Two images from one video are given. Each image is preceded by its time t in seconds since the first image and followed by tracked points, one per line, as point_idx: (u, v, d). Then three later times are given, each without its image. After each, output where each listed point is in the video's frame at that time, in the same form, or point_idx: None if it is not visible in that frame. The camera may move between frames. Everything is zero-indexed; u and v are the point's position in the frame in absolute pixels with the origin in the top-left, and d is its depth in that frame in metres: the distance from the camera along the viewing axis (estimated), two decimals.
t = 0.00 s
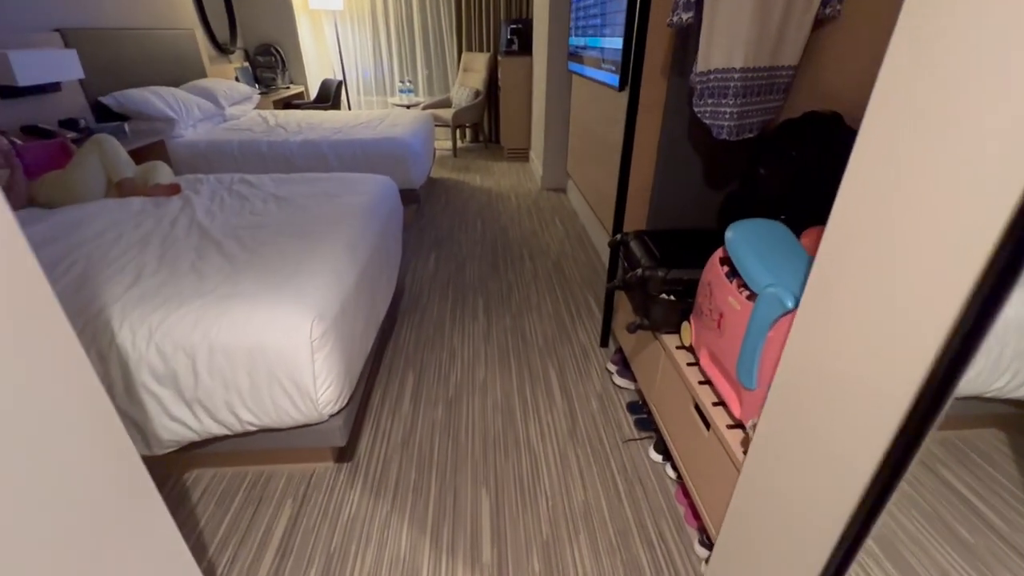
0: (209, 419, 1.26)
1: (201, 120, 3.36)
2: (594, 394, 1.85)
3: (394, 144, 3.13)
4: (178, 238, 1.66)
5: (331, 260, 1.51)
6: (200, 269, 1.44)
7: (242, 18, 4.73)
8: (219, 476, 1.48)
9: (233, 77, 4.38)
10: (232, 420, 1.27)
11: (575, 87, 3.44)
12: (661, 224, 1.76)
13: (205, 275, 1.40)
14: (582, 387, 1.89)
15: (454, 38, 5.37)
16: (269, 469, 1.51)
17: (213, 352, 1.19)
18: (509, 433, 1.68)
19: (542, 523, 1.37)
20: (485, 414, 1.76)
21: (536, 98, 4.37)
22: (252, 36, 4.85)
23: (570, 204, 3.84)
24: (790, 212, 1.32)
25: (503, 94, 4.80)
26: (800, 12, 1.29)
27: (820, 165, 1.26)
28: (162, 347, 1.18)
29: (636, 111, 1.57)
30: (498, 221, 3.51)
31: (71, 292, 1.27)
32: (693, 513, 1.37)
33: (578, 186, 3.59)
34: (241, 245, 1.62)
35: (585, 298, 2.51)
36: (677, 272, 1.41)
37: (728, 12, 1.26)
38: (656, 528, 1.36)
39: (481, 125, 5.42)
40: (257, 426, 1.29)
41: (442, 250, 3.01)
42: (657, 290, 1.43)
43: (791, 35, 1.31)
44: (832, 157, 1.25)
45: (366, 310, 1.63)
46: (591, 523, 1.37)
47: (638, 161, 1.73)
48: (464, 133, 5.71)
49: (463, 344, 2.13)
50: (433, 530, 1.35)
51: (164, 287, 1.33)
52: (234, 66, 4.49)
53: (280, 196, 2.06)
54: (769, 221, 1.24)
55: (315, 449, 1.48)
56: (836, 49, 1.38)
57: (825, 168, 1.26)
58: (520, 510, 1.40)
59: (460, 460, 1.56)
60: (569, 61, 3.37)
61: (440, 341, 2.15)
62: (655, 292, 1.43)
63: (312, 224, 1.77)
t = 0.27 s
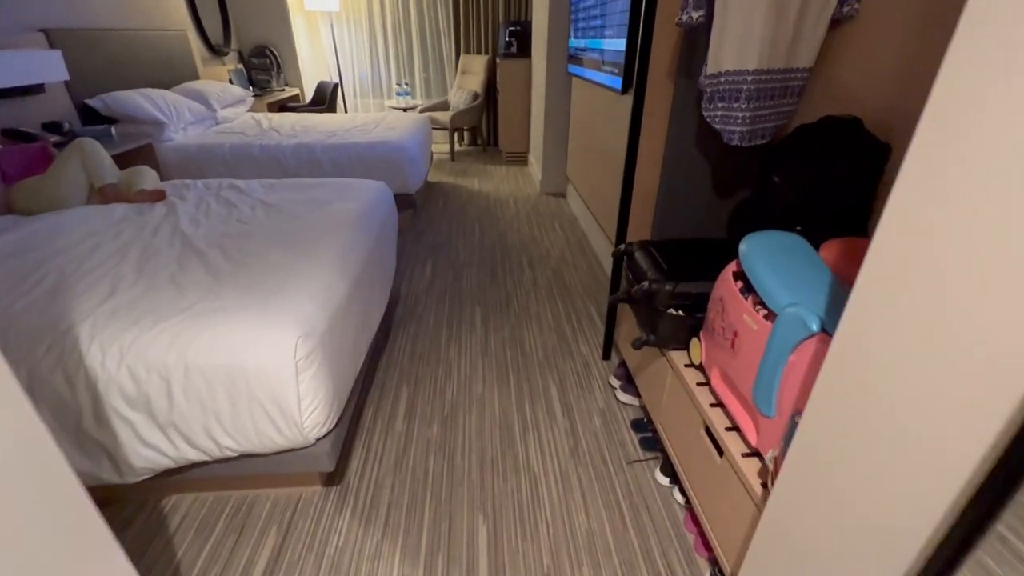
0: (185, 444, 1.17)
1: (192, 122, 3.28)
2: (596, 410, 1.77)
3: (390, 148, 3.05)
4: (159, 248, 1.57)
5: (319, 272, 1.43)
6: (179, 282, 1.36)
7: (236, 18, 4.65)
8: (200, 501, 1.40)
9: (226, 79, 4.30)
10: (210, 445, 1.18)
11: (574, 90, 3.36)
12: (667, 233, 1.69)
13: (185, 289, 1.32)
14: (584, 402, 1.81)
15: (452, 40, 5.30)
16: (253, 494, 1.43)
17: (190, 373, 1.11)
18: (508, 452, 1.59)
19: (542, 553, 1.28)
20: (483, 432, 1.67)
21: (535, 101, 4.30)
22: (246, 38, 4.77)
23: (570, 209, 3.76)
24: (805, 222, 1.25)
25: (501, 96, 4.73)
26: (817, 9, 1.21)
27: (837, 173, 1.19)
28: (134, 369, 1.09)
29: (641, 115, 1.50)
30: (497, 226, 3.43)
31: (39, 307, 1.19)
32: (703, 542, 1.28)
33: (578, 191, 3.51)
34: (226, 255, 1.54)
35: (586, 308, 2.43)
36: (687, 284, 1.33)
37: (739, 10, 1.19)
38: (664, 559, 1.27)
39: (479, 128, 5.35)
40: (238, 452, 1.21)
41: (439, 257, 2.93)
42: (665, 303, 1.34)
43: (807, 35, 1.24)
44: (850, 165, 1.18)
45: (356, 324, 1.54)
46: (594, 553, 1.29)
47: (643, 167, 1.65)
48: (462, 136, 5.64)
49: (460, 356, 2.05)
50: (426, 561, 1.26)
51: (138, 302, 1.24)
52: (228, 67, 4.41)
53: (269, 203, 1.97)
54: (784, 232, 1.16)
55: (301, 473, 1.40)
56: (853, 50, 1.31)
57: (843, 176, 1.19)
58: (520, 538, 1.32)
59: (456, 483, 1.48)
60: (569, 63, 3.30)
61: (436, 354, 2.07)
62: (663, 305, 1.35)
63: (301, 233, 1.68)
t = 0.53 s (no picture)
0: (144, 490, 1.07)
1: (182, 133, 3.20)
2: (597, 442, 1.66)
3: (384, 160, 2.96)
4: (130, 269, 1.47)
5: (299, 297, 1.33)
6: (147, 308, 1.25)
7: (232, 27, 4.59)
8: (165, 547, 1.28)
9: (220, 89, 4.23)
10: (172, 491, 1.07)
11: (574, 102, 3.29)
12: (673, 254, 1.59)
13: (151, 316, 1.22)
14: (584, 433, 1.70)
15: (450, 50, 5.25)
16: (223, 538, 1.31)
17: (149, 414, 1.00)
18: (502, 490, 1.48)
19: None
20: (476, 467, 1.56)
21: (534, 112, 4.23)
22: (242, 47, 4.71)
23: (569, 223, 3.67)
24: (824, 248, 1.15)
25: (499, 107, 4.67)
26: (836, 18, 1.13)
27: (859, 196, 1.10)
28: (86, 410, 0.99)
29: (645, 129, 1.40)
30: (494, 240, 3.33)
31: None
32: None
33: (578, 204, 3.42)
34: (201, 278, 1.43)
35: (586, 328, 2.32)
36: (695, 312, 1.23)
37: (752, 20, 1.10)
38: None
39: (478, 139, 5.28)
40: (203, 497, 1.10)
41: (434, 273, 2.83)
42: (671, 333, 1.24)
43: (825, 45, 1.15)
44: (873, 187, 1.09)
45: (340, 352, 1.43)
46: None
47: (646, 184, 1.56)
48: (460, 147, 5.57)
49: (453, 381, 1.94)
50: None
51: (97, 332, 1.13)
52: (222, 77, 4.34)
53: (252, 219, 1.88)
54: (804, 260, 1.06)
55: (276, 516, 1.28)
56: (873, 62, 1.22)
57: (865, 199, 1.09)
58: None
59: (445, 526, 1.37)
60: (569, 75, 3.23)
61: (427, 378, 1.96)
62: (670, 335, 1.25)
63: (283, 253, 1.58)
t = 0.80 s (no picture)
0: (86, 558, 0.95)
1: (169, 152, 3.11)
2: (598, 488, 1.54)
3: (376, 180, 2.87)
4: (92, 302, 1.36)
5: (271, 336, 1.22)
6: (102, 350, 1.14)
7: (227, 46, 4.56)
8: None
9: (213, 107, 4.17)
10: (117, 560, 0.96)
11: (571, 122, 3.23)
12: (677, 286, 1.49)
13: (105, 359, 1.11)
14: (583, 477, 1.57)
15: (447, 70, 5.23)
16: None
17: (89, 476, 0.89)
18: (494, 544, 1.35)
19: None
20: (465, 517, 1.43)
21: (531, 132, 4.18)
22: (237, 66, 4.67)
23: (567, 245, 3.58)
24: (845, 286, 1.04)
25: (496, 127, 4.62)
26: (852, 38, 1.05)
27: (884, 230, 1.00)
28: (18, 471, 0.88)
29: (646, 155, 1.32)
30: (489, 262, 3.24)
31: None
32: None
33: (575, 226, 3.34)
34: (167, 312, 1.33)
35: (585, 359, 2.21)
36: (704, 354, 1.12)
37: (763, 40, 1.02)
38: None
39: (474, 158, 5.22)
40: (153, 566, 0.98)
41: (426, 297, 2.72)
42: (678, 378, 1.13)
43: (840, 67, 1.07)
44: (899, 222, 0.98)
45: (316, 394, 1.32)
46: None
47: (649, 212, 1.47)
48: (457, 166, 5.51)
49: (442, 418, 1.82)
50: None
51: (40, 381, 1.02)
52: (215, 95, 4.29)
53: (231, 245, 1.77)
54: (827, 303, 0.96)
55: None
56: (892, 86, 1.14)
57: (891, 234, 0.99)
58: None
59: None
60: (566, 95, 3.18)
61: (415, 415, 1.83)
62: (676, 380, 1.14)
63: (259, 284, 1.48)
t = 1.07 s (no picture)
0: None
1: (158, 175, 3.04)
2: (601, 537, 1.43)
3: (369, 204, 2.80)
4: (55, 338, 1.26)
5: (246, 379, 1.12)
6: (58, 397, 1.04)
7: (222, 69, 4.54)
8: None
9: (205, 130, 4.12)
10: None
11: (568, 145, 3.20)
12: (682, 319, 1.41)
13: (61, 407, 1.01)
14: (586, 525, 1.46)
15: (443, 93, 5.25)
16: None
17: (28, 547, 0.79)
18: None
19: None
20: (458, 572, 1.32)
21: (527, 155, 4.16)
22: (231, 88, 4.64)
23: (564, 269, 3.51)
24: (868, 327, 0.97)
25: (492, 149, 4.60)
26: (867, 65, 1.00)
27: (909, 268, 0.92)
28: None
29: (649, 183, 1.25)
30: (485, 287, 3.15)
31: None
32: None
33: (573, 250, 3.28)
34: (136, 351, 1.23)
35: (584, 391, 2.11)
36: (716, 400, 1.04)
37: (774, 64, 0.96)
38: None
39: (470, 181, 5.19)
40: None
41: (419, 325, 2.62)
42: (689, 426, 1.04)
43: (855, 93, 1.02)
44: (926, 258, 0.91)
45: (296, 439, 1.22)
46: None
47: (652, 241, 1.40)
48: (452, 188, 5.48)
49: (434, 457, 1.71)
50: None
51: None
52: (208, 117, 4.24)
53: (212, 274, 1.68)
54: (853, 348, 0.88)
55: None
56: (908, 114, 1.09)
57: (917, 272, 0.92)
58: None
59: None
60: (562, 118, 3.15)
61: (405, 454, 1.72)
62: (687, 428, 1.05)
63: (239, 318, 1.38)
